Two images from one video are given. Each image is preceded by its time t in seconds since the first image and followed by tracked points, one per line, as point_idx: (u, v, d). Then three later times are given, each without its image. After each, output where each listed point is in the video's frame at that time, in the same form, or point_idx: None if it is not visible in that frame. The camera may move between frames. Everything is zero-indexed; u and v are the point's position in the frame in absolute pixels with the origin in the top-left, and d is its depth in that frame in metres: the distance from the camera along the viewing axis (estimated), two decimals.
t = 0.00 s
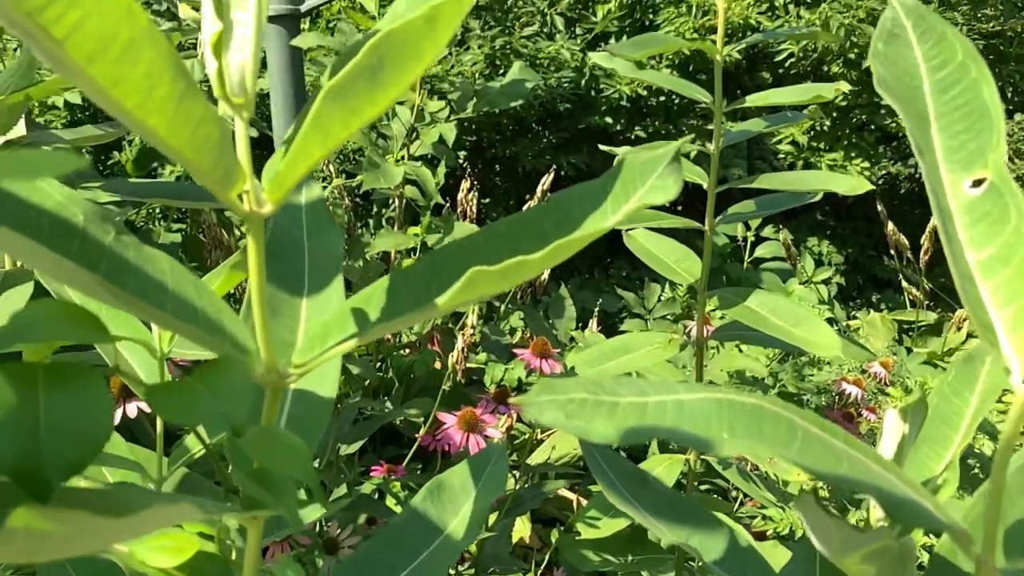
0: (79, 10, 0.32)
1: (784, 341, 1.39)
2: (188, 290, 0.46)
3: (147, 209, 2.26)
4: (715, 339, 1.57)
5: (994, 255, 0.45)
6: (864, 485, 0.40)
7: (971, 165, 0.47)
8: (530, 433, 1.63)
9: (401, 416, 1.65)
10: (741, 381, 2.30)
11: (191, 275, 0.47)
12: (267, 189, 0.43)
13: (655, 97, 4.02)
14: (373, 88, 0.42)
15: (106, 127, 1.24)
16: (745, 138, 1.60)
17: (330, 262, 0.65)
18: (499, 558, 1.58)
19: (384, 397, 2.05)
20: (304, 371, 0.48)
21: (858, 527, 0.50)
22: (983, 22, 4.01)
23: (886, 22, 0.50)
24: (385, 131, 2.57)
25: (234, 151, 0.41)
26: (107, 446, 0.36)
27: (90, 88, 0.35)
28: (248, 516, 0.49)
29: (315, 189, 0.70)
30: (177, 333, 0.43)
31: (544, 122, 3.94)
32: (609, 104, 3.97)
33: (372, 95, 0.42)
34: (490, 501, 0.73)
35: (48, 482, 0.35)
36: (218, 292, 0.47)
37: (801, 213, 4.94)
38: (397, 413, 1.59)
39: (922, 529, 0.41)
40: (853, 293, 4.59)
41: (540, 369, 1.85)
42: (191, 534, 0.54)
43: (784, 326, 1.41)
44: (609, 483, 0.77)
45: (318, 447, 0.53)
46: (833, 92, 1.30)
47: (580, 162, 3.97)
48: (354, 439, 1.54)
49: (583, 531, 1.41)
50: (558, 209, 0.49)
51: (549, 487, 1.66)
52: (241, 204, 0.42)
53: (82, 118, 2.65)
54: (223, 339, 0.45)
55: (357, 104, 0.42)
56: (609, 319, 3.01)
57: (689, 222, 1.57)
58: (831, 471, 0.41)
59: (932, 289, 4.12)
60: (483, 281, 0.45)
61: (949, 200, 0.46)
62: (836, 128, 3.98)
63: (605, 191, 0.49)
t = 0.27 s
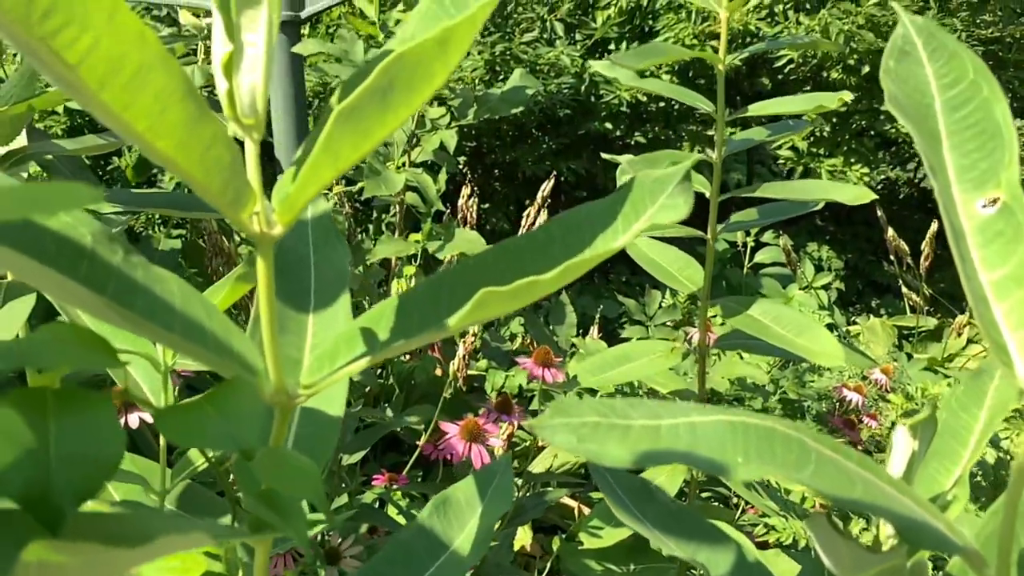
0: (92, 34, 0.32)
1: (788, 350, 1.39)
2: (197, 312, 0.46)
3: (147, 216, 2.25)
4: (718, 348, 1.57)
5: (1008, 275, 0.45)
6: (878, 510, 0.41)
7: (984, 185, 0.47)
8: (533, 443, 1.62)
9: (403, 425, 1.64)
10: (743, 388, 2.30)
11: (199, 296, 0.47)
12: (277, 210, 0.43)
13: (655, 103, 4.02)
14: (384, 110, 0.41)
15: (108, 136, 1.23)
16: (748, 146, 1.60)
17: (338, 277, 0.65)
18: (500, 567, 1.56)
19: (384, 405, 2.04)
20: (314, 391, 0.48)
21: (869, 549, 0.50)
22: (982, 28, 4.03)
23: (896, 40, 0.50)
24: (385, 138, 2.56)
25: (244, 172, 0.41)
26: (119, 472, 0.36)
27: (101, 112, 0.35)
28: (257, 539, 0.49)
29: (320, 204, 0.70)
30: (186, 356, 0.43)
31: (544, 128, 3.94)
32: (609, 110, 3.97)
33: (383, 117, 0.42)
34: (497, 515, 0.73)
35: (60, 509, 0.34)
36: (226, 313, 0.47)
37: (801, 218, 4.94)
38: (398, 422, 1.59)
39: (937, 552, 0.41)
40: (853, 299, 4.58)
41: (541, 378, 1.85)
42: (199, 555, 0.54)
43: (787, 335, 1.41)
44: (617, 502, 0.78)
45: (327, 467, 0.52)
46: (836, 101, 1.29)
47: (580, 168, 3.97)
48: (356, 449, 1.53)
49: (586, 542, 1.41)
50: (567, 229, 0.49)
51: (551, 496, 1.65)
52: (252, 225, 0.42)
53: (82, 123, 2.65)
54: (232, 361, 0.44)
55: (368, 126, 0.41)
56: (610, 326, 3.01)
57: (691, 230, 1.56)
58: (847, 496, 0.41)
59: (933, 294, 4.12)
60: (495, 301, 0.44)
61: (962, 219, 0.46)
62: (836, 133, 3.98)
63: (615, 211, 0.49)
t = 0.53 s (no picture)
0: (104, 60, 0.32)
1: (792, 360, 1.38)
2: (205, 333, 0.46)
3: (146, 223, 2.24)
4: (720, 356, 1.56)
5: (1019, 297, 0.45)
6: (893, 534, 0.41)
7: (995, 207, 0.47)
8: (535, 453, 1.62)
9: (404, 434, 1.64)
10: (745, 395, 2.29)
11: (207, 318, 0.47)
12: (288, 232, 0.43)
13: (655, 109, 4.02)
14: (395, 131, 0.41)
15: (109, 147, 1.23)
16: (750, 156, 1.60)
17: (344, 293, 0.64)
18: None
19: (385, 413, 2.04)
20: (322, 413, 0.48)
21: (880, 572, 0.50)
22: (981, 34, 4.03)
23: (907, 59, 0.50)
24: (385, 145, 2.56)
25: (254, 195, 0.41)
26: (128, 498, 0.36)
27: (111, 136, 0.35)
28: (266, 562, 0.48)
29: (326, 219, 0.70)
30: (195, 378, 0.43)
31: (544, 134, 3.94)
32: (609, 116, 3.97)
33: (394, 138, 0.42)
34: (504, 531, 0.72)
35: (69, 533, 0.35)
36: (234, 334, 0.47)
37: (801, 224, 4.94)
38: (400, 431, 1.58)
39: None
40: (853, 304, 4.59)
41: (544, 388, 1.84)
42: None
43: (790, 345, 1.41)
44: (622, 516, 0.77)
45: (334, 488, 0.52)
46: (838, 112, 1.29)
47: (579, 174, 3.97)
48: (358, 459, 1.53)
49: (589, 552, 1.40)
50: (576, 250, 0.49)
51: (553, 506, 1.65)
52: (261, 248, 0.42)
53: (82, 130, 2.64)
54: (241, 384, 0.44)
55: (379, 147, 0.41)
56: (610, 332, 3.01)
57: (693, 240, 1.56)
58: (860, 520, 0.41)
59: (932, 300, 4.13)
60: (506, 322, 0.44)
61: (973, 241, 0.46)
62: (836, 139, 3.98)
63: (625, 232, 0.49)
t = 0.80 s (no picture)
0: (117, 87, 0.32)
1: (794, 369, 1.38)
2: (213, 355, 0.46)
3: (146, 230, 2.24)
4: (722, 364, 1.56)
5: None
6: (906, 557, 0.42)
7: (1004, 227, 0.47)
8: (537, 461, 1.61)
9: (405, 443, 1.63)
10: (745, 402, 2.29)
11: (215, 338, 0.47)
12: (297, 254, 0.43)
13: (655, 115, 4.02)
14: (404, 153, 0.41)
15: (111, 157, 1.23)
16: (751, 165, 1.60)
17: (349, 308, 0.64)
18: None
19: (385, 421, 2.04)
20: (330, 434, 0.47)
21: None
22: (980, 41, 4.04)
23: (914, 78, 0.50)
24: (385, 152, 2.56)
25: (263, 219, 0.41)
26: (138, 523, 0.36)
27: (122, 161, 0.35)
28: None
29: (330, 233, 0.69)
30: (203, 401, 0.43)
31: (543, 140, 3.94)
32: (608, 122, 3.96)
33: (402, 160, 0.42)
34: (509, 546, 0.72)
35: (78, 558, 0.34)
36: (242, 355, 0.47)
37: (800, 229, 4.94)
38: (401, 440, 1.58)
39: None
40: (852, 310, 4.59)
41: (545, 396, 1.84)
42: None
43: (792, 354, 1.41)
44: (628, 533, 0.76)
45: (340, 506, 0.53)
46: (840, 121, 1.30)
47: (579, 179, 3.97)
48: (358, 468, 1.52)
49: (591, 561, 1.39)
50: (585, 268, 0.48)
51: (554, 514, 1.64)
52: (270, 270, 0.42)
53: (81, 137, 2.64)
54: (248, 406, 0.44)
55: (388, 168, 0.41)
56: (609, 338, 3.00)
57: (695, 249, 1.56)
58: (870, 543, 0.42)
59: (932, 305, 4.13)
60: (515, 343, 0.44)
61: (983, 261, 0.47)
62: (835, 145, 3.99)
63: (633, 250, 0.48)
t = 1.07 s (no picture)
0: (127, 115, 0.32)
1: (795, 379, 1.38)
2: (220, 375, 0.46)
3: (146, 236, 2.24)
4: (723, 373, 1.57)
5: None
6: None
7: (1010, 247, 0.47)
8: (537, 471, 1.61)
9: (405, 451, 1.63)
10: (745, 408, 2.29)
11: (222, 359, 0.47)
12: (304, 276, 0.43)
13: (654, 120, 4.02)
14: (412, 176, 0.41)
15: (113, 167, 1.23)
16: (752, 173, 1.60)
17: (354, 325, 0.64)
18: None
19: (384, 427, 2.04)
20: (337, 455, 0.47)
21: None
22: (978, 47, 4.05)
23: (920, 97, 0.50)
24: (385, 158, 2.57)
25: (272, 243, 0.40)
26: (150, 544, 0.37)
27: (132, 187, 0.35)
28: None
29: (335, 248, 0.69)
30: (211, 422, 0.43)
31: (542, 145, 3.95)
32: (608, 128, 3.96)
33: (410, 183, 0.42)
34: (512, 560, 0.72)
35: None
36: (249, 375, 0.47)
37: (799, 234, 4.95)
38: (401, 449, 1.58)
39: None
40: (851, 315, 4.60)
41: (546, 405, 1.84)
42: None
43: (794, 364, 1.41)
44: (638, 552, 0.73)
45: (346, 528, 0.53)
46: (841, 131, 1.30)
47: (578, 185, 3.97)
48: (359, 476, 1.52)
49: (593, 570, 1.38)
50: (592, 288, 0.48)
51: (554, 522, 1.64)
52: (279, 292, 0.42)
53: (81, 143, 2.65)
54: (255, 427, 0.45)
55: (395, 190, 0.41)
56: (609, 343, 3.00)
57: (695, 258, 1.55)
58: (877, 566, 0.43)
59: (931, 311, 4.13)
60: (523, 364, 0.44)
61: (989, 282, 0.47)
62: (834, 151, 3.99)
63: (640, 270, 0.48)
